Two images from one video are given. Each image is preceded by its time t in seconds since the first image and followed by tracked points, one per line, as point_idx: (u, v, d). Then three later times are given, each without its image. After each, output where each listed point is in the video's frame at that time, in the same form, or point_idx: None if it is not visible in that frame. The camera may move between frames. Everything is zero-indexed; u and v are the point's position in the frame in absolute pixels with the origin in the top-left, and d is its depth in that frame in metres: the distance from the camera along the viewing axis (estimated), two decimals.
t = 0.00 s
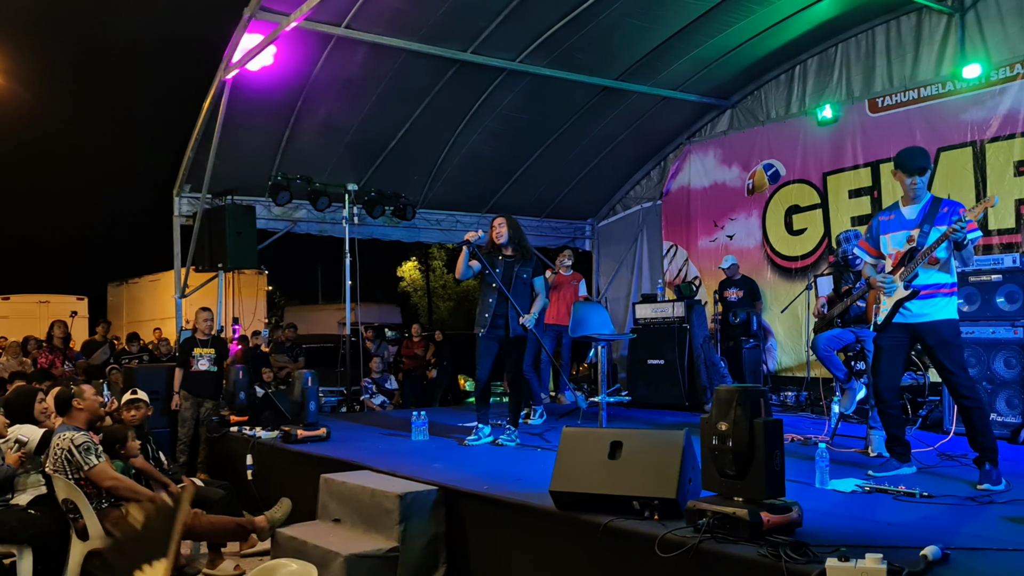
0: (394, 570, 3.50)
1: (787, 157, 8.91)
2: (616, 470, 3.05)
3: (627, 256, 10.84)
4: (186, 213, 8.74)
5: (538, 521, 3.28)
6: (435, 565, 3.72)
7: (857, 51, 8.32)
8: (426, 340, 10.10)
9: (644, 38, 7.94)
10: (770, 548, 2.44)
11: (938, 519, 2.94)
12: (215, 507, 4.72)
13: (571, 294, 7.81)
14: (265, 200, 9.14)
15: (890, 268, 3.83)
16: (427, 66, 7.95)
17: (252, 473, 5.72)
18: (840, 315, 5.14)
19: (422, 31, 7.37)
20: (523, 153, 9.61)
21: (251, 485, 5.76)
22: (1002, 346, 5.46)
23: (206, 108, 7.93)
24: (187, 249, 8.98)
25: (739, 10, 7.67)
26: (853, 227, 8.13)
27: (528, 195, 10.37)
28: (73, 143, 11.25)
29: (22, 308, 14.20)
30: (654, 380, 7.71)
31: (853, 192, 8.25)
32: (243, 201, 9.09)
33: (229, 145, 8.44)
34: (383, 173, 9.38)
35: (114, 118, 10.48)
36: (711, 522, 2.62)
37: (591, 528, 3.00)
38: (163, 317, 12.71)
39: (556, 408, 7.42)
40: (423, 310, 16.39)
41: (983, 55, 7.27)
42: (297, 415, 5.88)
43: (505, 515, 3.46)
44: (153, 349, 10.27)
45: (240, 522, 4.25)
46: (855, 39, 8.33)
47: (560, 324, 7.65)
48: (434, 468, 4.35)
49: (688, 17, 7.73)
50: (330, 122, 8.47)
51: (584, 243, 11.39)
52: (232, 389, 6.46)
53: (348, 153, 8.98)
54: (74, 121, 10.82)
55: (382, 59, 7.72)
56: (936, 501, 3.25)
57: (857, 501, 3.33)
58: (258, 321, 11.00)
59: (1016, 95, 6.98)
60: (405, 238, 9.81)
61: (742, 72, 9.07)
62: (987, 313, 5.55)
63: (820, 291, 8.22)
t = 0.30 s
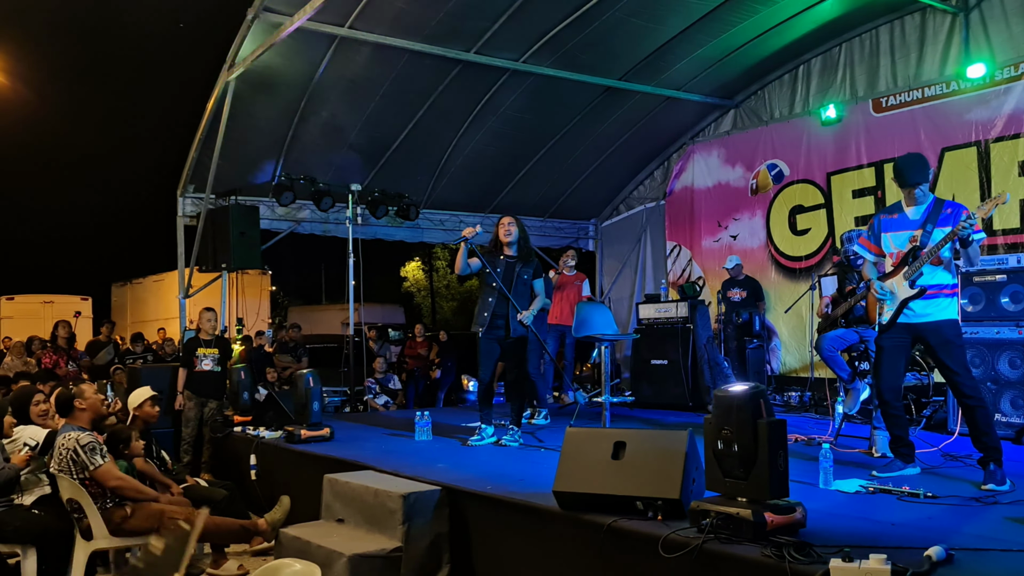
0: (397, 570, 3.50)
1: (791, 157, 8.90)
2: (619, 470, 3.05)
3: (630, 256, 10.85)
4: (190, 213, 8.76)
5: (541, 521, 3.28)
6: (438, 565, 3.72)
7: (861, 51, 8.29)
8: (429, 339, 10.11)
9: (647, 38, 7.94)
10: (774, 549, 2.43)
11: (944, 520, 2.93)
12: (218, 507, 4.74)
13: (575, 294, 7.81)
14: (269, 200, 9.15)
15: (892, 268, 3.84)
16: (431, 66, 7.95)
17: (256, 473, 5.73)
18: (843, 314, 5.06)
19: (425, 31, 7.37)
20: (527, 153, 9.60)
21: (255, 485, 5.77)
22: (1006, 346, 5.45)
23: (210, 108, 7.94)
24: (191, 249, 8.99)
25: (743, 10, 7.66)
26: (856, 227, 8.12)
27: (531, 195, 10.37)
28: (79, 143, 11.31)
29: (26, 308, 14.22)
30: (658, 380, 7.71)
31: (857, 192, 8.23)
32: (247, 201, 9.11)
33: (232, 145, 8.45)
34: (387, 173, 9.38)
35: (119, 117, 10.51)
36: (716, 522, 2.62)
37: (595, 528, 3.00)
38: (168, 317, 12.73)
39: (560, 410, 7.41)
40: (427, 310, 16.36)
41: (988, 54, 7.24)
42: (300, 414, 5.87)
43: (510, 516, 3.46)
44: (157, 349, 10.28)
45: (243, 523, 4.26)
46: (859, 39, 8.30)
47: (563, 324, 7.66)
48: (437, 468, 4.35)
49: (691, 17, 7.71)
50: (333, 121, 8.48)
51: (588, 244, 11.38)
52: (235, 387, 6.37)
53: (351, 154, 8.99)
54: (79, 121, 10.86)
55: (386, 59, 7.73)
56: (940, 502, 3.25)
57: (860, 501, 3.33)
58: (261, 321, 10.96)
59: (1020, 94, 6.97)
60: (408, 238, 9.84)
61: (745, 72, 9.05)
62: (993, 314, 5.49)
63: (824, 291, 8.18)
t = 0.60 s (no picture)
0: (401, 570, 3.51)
1: (795, 157, 8.88)
2: (622, 470, 3.05)
3: (633, 257, 10.84)
4: (193, 214, 8.77)
5: (544, 522, 3.28)
6: (441, 566, 3.73)
7: (864, 51, 8.25)
8: (432, 340, 10.13)
9: (650, 38, 7.93)
10: (776, 549, 2.43)
11: (949, 521, 2.93)
12: (222, 507, 4.75)
13: (578, 294, 7.79)
14: (272, 201, 9.17)
15: (899, 267, 3.86)
16: (434, 66, 7.96)
17: (259, 473, 5.74)
18: (846, 314, 5.01)
19: (428, 31, 7.38)
20: (529, 153, 9.60)
21: (258, 486, 5.78)
22: (1010, 346, 5.41)
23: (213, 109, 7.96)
24: (194, 250, 9.01)
25: (745, 10, 7.64)
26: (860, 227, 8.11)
27: (534, 195, 10.37)
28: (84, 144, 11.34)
29: (31, 308, 14.27)
30: (661, 381, 7.71)
31: (861, 192, 8.22)
32: (250, 202, 9.12)
33: (236, 146, 8.46)
34: (390, 174, 9.38)
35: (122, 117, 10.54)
36: (719, 522, 2.61)
37: (598, 528, 3.00)
38: (171, 317, 12.76)
39: (563, 411, 7.40)
40: (431, 310, 16.36)
41: (992, 54, 7.22)
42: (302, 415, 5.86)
43: (513, 517, 3.46)
44: (160, 350, 10.31)
45: (246, 523, 4.26)
46: (861, 39, 8.26)
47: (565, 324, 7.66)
48: (440, 469, 4.35)
49: (694, 17, 7.71)
50: (336, 122, 8.49)
51: (591, 244, 11.37)
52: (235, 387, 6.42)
53: (355, 155, 9.01)
54: (83, 121, 10.89)
55: (389, 59, 7.75)
56: (944, 502, 3.24)
57: (864, 502, 3.32)
58: (265, 321, 10.99)
59: None
60: (411, 239, 9.85)
61: (748, 72, 9.03)
62: (995, 314, 5.54)
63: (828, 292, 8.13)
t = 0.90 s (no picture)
0: (402, 570, 3.51)
1: (796, 158, 8.88)
2: (623, 471, 3.05)
3: (634, 257, 10.86)
4: (195, 214, 8.79)
5: (545, 522, 3.29)
6: (442, 566, 3.72)
7: (865, 51, 8.25)
8: (434, 340, 10.16)
9: (650, 38, 7.93)
10: (778, 549, 2.43)
11: (953, 521, 2.92)
12: (223, 507, 4.76)
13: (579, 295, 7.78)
14: (274, 201, 9.17)
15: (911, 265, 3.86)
16: (435, 67, 7.96)
17: (260, 473, 5.75)
18: (849, 314, 5.08)
19: (430, 31, 7.38)
20: (531, 154, 9.61)
21: (259, 486, 5.78)
22: (1011, 346, 5.40)
23: (215, 109, 7.97)
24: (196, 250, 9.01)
25: (747, 10, 7.64)
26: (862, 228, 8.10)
27: (536, 195, 10.37)
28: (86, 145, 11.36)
29: (33, 308, 14.29)
30: (662, 381, 7.71)
31: (862, 192, 8.22)
32: (252, 202, 9.13)
33: (238, 146, 8.47)
34: (391, 174, 9.39)
35: (122, 117, 10.54)
36: (719, 523, 2.61)
37: (600, 529, 3.00)
38: (172, 317, 12.76)
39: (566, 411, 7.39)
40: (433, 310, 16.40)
41: (994, 54, 7.21)
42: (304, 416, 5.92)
43: (514, 518, 3.46)
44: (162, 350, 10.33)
45: (248, 523, 4.27)
46: (863, 39, 8.26)
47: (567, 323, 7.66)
48: (441, 470, 4.35)
49: (695, 17, 7.71)
50: (337, 122, 8.50)
51: (592, 244, 11.41)
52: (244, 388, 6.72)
53: (356, 155, 9.02)
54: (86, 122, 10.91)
55: (390, 60, 7.75)
56: (946, 503, 3.24)
57: (865, 502, 3.32)
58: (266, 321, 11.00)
59: None
60: (413, 239, 9.85)
61: (749, 72, 9.02)
62: (997, 314, 5.53)
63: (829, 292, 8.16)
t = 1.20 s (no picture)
0: (405, 571, 3.51)
1: (799, 158, 8.86)
2: (626, 471, 3.05)
3: (638, 257, 10.87)
4: (198, 214, 8.81)
5: (548, 523, 3.29)
6: (445, 566, 3.72)
7: (869, 51, 8.24)
8: (437, 340, 10.19)
9: (653, 39, 7.92)
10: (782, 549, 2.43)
11: (957, 522, 2.91)
12: (226, 507, 4.76)
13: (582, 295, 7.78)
14: (277, 201, 9.18)
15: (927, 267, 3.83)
16: (438, 67, 7.96)
17: (263, 473, 5.75)
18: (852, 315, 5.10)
19: (432, 32, 7.38)
20: (534, 154, 9.60)
21: (263, 486, 5.78)
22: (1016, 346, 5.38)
23: (218, 110, 7.98)
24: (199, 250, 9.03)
25: (750, 10, 7.62)
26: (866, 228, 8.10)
27: (539, 195, 10.37)
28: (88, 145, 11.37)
29: (37, 309, 14.34)
30: (665, 381, 7.71)
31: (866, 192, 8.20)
32: (255, 202, 9.14)
33: (241, 146, 8.48)
34: (394, 174, 9.39)
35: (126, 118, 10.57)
36: (723, 523, 2.62)
37: (603, 530, 2.99)
38: (176, 318, 12.79)
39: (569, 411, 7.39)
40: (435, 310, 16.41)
41: (998, 54, 7.20)
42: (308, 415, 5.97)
43: (517, 518, 3.46)
44: (166, 350, 10.35)
45: (251, 523, 4.28)
46: (867, 39, 8.25)
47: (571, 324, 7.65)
48: (444, 470, 4.35)
49: (698, 17, 7.70)
50: (340, 123, 8.50)
51: (595, 244, 11.44)
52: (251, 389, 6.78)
53: (359, 155, 9.02)
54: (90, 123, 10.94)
55: (393, 60, 7.75)
56: (951, 503, 3.23)
57: (869, 502, 3.32)
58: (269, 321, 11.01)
59: None
60: (417, 239, 9.85)
61: (752, 72, 9.01)
62: (1001, 315, 5.52)
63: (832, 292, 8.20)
